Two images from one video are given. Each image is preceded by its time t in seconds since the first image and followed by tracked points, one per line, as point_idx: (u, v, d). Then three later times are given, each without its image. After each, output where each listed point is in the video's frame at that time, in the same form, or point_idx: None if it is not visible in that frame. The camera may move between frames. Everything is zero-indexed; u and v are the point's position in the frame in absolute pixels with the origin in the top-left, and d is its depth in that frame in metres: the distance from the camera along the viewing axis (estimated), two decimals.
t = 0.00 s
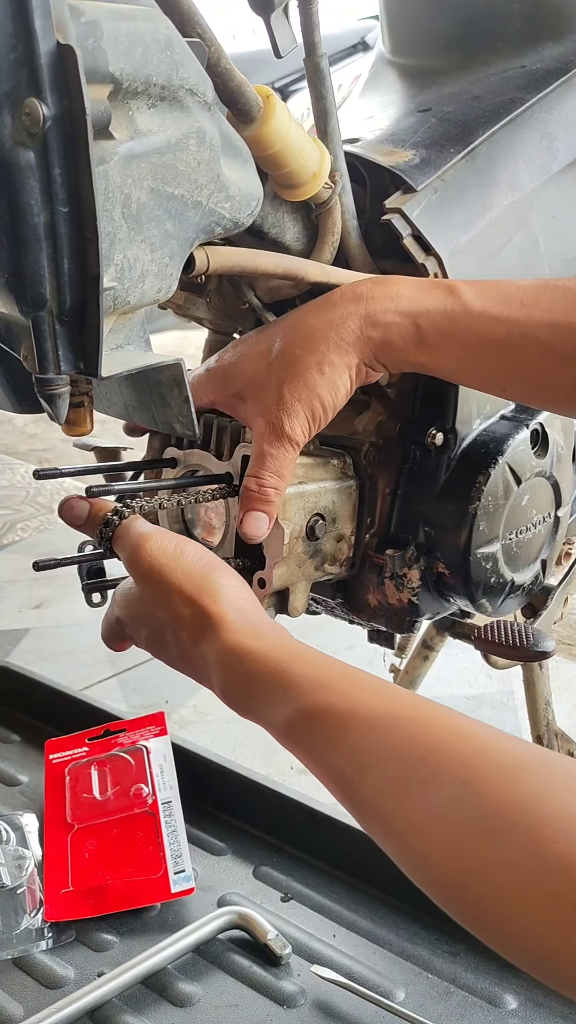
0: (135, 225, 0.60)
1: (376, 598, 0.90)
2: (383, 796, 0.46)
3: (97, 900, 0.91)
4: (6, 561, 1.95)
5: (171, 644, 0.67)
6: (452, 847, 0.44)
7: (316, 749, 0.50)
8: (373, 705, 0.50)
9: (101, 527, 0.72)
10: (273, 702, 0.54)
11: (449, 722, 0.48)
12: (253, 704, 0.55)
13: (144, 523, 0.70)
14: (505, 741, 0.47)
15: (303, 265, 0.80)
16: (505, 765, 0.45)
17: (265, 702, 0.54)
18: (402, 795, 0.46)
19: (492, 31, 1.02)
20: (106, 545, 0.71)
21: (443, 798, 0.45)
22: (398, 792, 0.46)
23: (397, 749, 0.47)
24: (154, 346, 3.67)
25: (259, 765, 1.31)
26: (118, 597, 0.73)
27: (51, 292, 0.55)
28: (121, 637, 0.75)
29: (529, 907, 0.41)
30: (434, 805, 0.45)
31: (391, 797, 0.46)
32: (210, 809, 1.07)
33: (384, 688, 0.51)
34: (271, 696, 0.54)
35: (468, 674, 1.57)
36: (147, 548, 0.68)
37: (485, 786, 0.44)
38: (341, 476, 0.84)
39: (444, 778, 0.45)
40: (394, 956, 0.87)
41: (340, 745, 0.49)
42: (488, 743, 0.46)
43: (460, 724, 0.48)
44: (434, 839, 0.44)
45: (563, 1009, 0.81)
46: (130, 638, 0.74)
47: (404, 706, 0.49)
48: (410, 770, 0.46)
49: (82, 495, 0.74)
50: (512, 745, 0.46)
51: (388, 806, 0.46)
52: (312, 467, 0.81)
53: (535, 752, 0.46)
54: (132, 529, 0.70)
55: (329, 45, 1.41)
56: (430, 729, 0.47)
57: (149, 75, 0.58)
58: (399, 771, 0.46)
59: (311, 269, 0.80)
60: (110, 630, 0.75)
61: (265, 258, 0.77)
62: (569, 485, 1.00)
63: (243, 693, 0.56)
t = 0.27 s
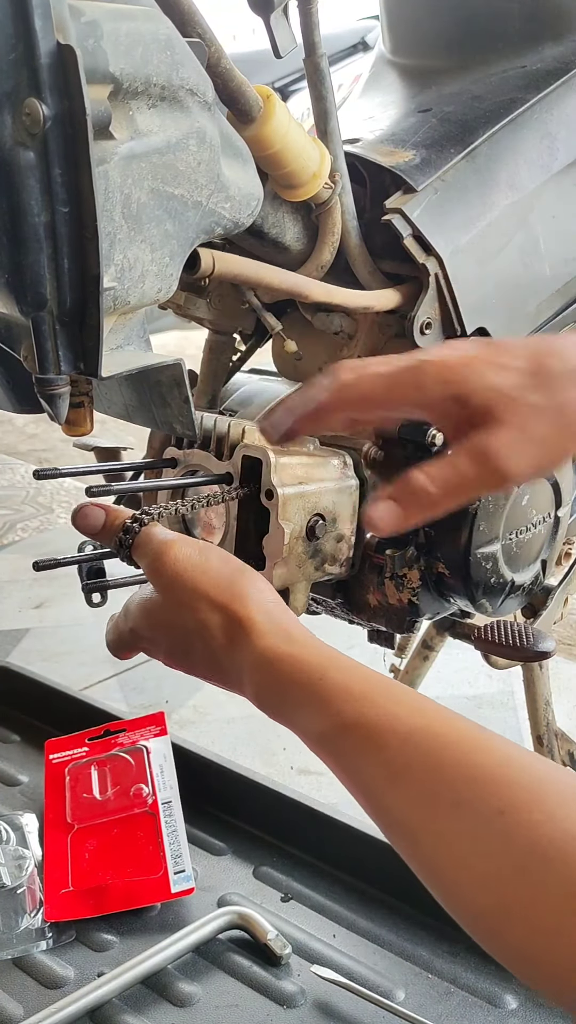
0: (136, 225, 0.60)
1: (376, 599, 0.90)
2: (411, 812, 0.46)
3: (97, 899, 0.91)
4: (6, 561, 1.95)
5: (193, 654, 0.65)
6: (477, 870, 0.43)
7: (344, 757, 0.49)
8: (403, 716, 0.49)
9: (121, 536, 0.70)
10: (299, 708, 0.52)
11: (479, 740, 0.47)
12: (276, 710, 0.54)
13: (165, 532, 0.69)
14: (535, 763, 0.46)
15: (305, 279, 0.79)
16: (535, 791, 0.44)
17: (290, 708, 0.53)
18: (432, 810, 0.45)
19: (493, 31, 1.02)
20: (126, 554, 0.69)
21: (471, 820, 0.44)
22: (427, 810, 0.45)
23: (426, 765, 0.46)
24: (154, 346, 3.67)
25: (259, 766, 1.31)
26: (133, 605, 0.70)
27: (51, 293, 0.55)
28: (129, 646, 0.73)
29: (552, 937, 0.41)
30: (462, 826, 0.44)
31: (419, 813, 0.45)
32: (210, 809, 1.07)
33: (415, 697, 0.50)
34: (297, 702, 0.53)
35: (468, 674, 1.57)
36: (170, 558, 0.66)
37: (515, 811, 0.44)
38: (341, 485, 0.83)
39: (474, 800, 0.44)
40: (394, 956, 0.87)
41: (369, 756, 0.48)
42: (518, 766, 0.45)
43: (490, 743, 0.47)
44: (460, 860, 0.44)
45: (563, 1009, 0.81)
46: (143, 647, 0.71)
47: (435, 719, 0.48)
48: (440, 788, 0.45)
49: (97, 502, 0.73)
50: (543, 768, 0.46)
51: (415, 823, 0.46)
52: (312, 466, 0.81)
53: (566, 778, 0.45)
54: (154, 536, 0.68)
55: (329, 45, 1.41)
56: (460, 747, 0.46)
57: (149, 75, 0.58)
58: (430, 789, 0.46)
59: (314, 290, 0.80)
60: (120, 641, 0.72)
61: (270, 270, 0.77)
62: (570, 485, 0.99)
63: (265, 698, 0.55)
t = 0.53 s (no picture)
0: (136, 225, 0.60)
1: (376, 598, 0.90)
2: (400, 814, 0.46)
3: (98, 899, 0.91)
4: (7, 562, 1.95)
5: (189, 646, 0.68)
6: (464, 871, 0.43)
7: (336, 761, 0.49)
8: (394, 718, 0.49)
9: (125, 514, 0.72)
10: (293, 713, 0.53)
11: (469, 742, 0.47)
12: (270, 714, 0.55)
13: (169, 515, 0.69)
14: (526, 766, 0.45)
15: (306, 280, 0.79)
16: (523, 792, 0.44)
17: (285, 710, 0.54)
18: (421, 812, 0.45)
19: (493, 31, 1.02)
20: (130, 534, 0.72)
21: (458, 821, 0.44)
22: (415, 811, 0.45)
23: (414, 766, 0.46)
24: (154, 346, 3.67)
25: (259, 766, 1.31)
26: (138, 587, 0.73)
27: (51, 293, 0.55)
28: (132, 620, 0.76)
29: (539, 939, 0.40)
30: (450, 826, 0.44)
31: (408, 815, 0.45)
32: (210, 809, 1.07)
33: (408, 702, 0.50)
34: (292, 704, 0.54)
35: (468, 674, 1.57)
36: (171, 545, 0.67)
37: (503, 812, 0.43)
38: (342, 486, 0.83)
39: (461, 800, 0.44)
40: (394, 956, 0.87)
41: (359, 759, 0.48)
42: (507, 768, 0.45)
43: (480, 745, 0.47)
44: (446, 862, 0.43)
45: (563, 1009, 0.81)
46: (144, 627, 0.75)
47: (426, 721, 0.48)
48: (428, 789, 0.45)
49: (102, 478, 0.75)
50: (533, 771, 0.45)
51: (404, 824, 0.45)
52: (313, 467, 0.81)
53: (557, 782, 0.45)
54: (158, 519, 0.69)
55: (329, 46, 1.41)
56: (449, 749, 0.46)
57: (149, 75, 0.58)
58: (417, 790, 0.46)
59: (313, 291, 0.79)
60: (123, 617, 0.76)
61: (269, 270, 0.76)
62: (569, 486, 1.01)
63: (259, 699, 0.56)
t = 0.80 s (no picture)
0: (136, 225, 0.60)
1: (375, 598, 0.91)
2: (412, 788, 0.46)
3: (98, 899, 0.91)
4: (7, 562, 1.95)
5: (200, 631, 0.70)
6: (477, 839, 0.44)
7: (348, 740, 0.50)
8: (406, 696, 0.50)
9: (131, 500, 0.74)
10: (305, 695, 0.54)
11: (479, 718, 0.48)
12: (282, 695, 0.56)
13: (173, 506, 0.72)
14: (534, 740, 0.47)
15: (306, 280, 0.79)
16: (533, 763, 0.45)
17: (296, 691, 0.55)
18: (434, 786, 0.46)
19: (493, 31, 1.02)
20: (135, 521, 0.74)
21: (470, 791, 0.45)
22: (428, 784, 0.46)
23: (427, 741, 0.47)
24: (154, 346, 3.67)
25: (259, 766, 1.31)
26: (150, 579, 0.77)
27: (51, 293, 0.55)
28: (147, 616, 0.80)
29: (550, 902, 0.41)
30: (463, 798, 0.45)
31: (420, 788, 0.46)
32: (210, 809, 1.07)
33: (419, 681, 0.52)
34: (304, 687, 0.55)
35: (468, 674, 1.57)
36: (177, 531, 0.70)
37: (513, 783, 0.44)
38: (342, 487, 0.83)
39: (473, 772, 0.45)
40: (394, 956, 0.87)
41: (371, 737, 0.49)
42: (516, 742, 0.46)
43: (489, 720, 0.48)
44: (459, 831, 0.44)
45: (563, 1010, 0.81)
46: (158, 620, 0.78)
47: (437, 699, 0.50)
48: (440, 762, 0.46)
49: (111, 457, 0.75)
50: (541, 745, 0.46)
51: (417, 797, 0.46)
52: (313, 466, 0.81)
53: (565, 753, 0.46)
54: (163, 507, 0.71)
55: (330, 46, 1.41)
56: (460, 724, 0.47)
57: (149, 75, 0.58)
58: (430, 763, 0.46)
59: (313, 291, 0.79)
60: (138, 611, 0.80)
61: (269, 270, 0.76)
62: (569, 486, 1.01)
63: (271, 682, 0.57)
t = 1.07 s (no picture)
0: (136, 225, 0.60)
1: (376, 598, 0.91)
2: (412, 762, 0.47)
3: (98, 899, 0.91)
4: (7, 562, 1.95)
5: (194, 618, 0.71)
6: (477, 811, 0.44)
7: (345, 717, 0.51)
8: (404, 674, 0.51)
9: (123, 487, 0.76)
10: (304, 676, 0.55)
11: (478, 693, 0.48)
12: (282, 673, 0.57)
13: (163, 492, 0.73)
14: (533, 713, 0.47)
15: (307, 280, 0.79)
16: (532, 736, 0.45)
17: (294, 670, 0.56)
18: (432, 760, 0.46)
19: (493, 31, 1.02)
20: (127, 508, 0.75)
21: (470, 764, 0.45)
22: (428, 757, 0.46)
23: (426, 716, 0.48)
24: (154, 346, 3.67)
25: (259, 766, 1.31)
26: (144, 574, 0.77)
27: (51, 292, 0.55)
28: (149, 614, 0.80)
29: (551, 873, 0.41)
30: (460, 770, 0.45)
31: (419, 762, 0.46)
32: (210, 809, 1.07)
33: (420, 658, 0.52)
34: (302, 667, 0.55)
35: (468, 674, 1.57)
36: (167, 516, 0.71)
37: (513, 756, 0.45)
38: (331, 483, 0.84)
39: (472, 745, 0.45)
40: (394, 956, 0.87)
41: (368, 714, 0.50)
42: (516, 716, 0.46)
43: (487, 697, 0.48)
44: (459, 804, 0.44)
45: (563, 1010, 0.81)
46: (158, 615, 0.78)
47: (437, 676, 0.50)
48: (438, 736, 0.47)
49: (104, 444, 0.77)
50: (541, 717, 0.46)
51: (416, 775, 0.46)
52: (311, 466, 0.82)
53: (565, 726, 0.46)
54: (152, 493, 0.73)
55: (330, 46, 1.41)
56: (459, 699, 0.48)
57: (149, 74, 0.58)
58: (429, 736, 0.47)
59: (313, 291, 0.79)
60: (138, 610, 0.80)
61: (269, 270, 0.76)
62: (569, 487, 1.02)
63: (270, 666, 0.57)
